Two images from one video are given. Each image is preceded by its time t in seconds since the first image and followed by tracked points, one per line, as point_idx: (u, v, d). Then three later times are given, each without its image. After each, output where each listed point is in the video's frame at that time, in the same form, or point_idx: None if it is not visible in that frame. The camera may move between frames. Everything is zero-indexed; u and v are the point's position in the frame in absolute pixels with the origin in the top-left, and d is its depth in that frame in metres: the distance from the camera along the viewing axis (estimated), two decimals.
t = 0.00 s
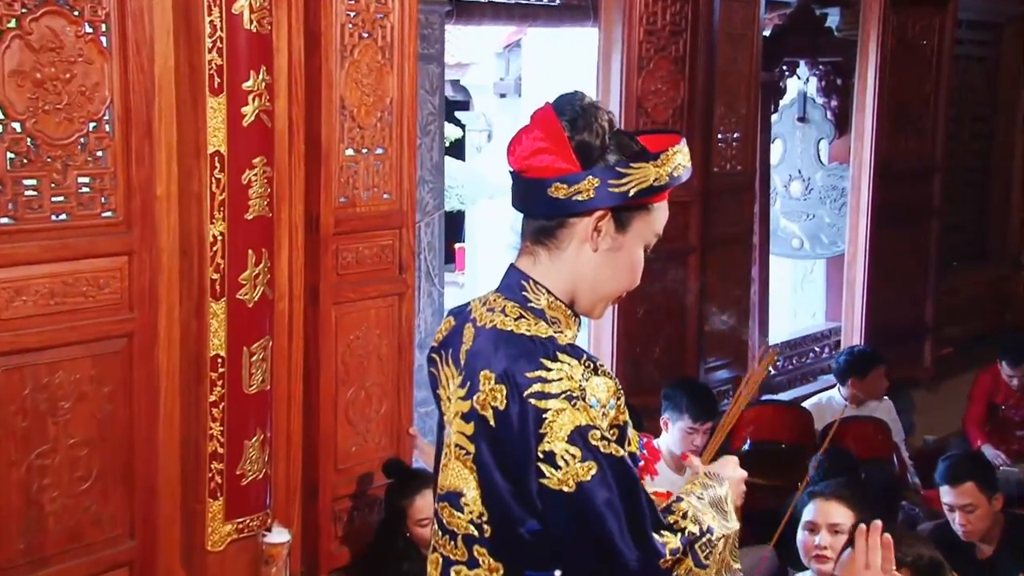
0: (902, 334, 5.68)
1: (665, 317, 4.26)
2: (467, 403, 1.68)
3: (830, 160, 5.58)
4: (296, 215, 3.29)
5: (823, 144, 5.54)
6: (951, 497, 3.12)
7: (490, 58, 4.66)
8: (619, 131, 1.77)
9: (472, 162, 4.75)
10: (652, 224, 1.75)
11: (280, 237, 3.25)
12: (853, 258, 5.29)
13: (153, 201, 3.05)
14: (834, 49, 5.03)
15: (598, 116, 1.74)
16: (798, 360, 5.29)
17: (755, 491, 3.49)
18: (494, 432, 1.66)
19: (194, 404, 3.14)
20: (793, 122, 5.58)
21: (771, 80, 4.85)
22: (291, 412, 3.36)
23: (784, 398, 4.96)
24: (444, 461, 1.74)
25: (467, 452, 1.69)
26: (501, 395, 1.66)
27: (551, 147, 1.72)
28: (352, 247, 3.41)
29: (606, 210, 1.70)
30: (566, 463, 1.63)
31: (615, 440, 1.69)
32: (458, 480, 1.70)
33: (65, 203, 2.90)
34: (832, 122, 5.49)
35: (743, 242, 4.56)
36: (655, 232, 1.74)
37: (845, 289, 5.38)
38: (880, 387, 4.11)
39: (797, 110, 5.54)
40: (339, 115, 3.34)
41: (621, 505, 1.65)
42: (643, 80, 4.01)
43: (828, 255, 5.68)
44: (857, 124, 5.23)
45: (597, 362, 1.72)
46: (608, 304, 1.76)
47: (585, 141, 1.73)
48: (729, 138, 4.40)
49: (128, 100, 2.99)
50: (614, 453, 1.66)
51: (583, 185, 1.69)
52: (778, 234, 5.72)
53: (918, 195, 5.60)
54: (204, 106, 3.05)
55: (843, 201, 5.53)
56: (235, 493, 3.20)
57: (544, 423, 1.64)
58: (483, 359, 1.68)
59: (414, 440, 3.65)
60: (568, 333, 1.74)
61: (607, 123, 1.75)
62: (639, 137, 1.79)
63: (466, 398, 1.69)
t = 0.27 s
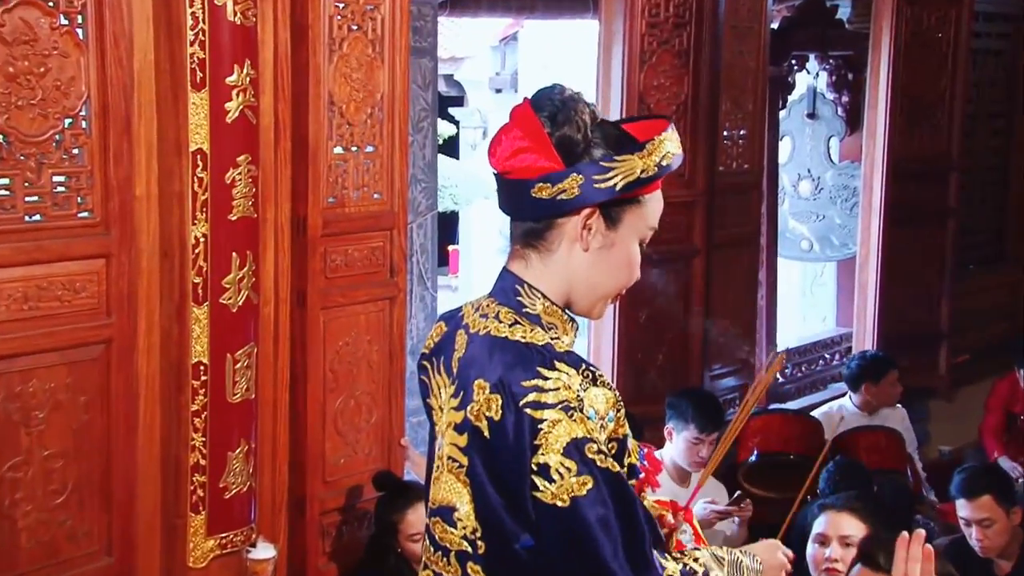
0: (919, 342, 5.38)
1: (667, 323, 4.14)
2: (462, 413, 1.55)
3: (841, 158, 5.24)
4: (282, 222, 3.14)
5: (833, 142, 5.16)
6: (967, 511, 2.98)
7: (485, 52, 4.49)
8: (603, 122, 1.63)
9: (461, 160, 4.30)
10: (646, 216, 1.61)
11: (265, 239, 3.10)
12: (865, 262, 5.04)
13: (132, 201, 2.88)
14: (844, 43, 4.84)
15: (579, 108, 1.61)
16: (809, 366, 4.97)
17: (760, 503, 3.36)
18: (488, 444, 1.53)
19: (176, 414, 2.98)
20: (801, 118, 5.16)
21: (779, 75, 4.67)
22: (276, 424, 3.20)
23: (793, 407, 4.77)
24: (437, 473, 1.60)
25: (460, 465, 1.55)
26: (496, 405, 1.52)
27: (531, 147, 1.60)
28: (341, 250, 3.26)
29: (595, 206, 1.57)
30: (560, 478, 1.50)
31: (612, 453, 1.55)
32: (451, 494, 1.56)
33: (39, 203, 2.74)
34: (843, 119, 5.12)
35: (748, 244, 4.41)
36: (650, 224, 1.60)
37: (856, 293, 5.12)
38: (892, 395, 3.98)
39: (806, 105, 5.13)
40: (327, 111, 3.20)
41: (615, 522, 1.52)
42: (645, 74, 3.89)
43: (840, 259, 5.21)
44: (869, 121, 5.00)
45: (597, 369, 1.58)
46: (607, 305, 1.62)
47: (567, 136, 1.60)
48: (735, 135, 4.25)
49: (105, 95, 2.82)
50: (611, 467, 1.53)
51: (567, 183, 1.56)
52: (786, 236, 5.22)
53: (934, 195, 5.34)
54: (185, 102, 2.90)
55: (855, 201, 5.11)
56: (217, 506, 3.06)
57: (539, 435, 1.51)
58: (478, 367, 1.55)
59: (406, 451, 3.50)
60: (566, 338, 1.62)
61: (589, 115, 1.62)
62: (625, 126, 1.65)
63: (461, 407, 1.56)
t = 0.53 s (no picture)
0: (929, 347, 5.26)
1: (667, 329, 4.02)
2: (443, 423, 1.48)
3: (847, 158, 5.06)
4: (266, 221, 3.00)
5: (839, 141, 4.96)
6: (980, 525, 2.87)
7: (477, 44, 3.97)
8: (572, 110, 1.51)
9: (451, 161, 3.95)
10: (629, 205, 1.48)
11: (249, 242, 2.97)
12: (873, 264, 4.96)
13: (110, 202, 2.72)
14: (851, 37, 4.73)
15: (541, 101, 1.49)
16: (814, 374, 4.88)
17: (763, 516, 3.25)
18: (470, 456, 1.44)
19: (156, 425, 2.84)
20: (806, 116, 4.94)
21: (784, 70, 4.57)
22: (260, 435, 3.05)
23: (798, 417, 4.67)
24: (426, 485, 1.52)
25: (443, 477, 1.48)
26: (477, 415, 1.44)
27: (495, 149, 1.50)
28: (327, 253, 3.14)
29: (570, 202, 1.47)
30: (541, 492, 1.40)
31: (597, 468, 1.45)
32: (435, 507, 1.49)
33: (12, 205, 2.59)
34: (850, 116, 4.93)
35: (751, 246, 4.29)
36: (632, 215, 1.48)
37: (864, 298, 5.04)
38: (900, 404, 3.88)
39: (812, 102, 4.91)
40: (313, 109, 3.08)
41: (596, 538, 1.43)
42: (643, 71, 3.80)
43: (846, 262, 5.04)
44: (876, 118, 4.91)
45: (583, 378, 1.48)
46: (605, 302, 1.51)
47: (533, 133, 1.48)
48: (738, 134, 4.13)
49: (80, 90, 2.67)
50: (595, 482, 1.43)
51: (535, 184, 1.46)
52: (791, 238, 4.99)
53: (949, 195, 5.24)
54: (165, 100, 2.77)
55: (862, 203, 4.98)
56: (198, 521, 2.94)
57: (520, 447, 1.41)
58: (462, 375, 1.47)
59: (396, 463, 3.38)
60: (560, 346, 1.52)
61: (554, 105, 1.49)
62: (597, 112, 1.52)
63: (443, 418, 1.48)
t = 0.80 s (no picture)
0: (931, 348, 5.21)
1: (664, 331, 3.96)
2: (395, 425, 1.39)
3: (849, 156, 5.00)
4: (254, 221, 2.93)
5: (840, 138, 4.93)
6: (983, 532, 2.80)
7: (468, 36, 3.67)
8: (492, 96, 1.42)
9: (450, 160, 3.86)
10: (564, 180, 1.36)
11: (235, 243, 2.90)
12: (875, 266, 4.87)
13: (91, 200, 2.63)
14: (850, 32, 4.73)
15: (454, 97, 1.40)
16: (815, 377, 4.82)
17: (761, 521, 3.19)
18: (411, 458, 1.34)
19: (139, 430, 2.75)
20: (806, 113, 4.91)
21: (783, 66, 4.50)
22: (247, 440, 2.98)
23: (799, 420, 4.61)
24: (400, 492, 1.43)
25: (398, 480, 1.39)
26: (415, 414, 1.34)
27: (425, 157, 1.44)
28: (315, 254, 3.07)
29: (498, 192, 1.38)
30: (462, 495, 1.29)
31: (533, 475, 1.31)
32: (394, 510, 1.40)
33: None
34: (851, 113, 4.91)
35: (750, 246, 4.22)
36: (568, 188, 1.35)
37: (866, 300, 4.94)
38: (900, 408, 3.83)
39: (812, 99, 4.88)
40: (301, 106, 3.01)
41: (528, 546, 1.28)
42: (639, 66, 3.73)
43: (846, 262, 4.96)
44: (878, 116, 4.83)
45: (521, 377, 1.35)
46: (581, 291, 1.37)
47: (450, 131, 1.40)
48: (736, 131, 4.06)
49: (61, 85, 2.57)
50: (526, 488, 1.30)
51: (457, 182, 1.39)
52: (790, 237, 4.93)
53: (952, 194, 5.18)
54: (149, 96, 2.66)
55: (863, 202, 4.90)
56: (183, 528, 2.83)
57: (445, 447, 1.30)
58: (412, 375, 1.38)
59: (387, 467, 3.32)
60: (531, 352, 1.40)
61: (466, 96, 1.40)
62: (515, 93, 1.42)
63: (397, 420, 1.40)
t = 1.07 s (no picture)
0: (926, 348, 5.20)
1: (658, 331, 3.94)
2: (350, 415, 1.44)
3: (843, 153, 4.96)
4: (243, 218, 2.91)
5: (834, 135, 4.91)
6: (978, 532, 2.80)
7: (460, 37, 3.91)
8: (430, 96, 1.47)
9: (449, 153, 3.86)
10: (505, 172, 1.40)
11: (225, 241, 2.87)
12: (869, 264, 4.85)
13: (79, 198, 2.61)
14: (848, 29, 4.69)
15: (396, 106, 1.47)
16: (809, 376, 4.82)
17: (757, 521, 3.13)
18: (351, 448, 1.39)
19: (128, 430, 2.72)
20: (800, 111, 4.91)
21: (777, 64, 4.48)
22: (238, 440, 2.97)
23: (793, 419, 4.61)
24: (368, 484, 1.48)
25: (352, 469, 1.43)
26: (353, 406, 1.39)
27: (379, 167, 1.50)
28: (306, 252, 3.05)
29: (444, 191, 1.43)
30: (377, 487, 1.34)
31: (453, 473, 1.33)
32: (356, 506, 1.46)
33: None
34: (845, 111, 4.89)
35: (745, 244, 4.20)
36: (509, 179, 1.40)
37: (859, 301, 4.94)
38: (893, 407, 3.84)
39: (805, 97, 4.87)
40: (291, 104, 2.99)
41: (431, 541, 1.33)
42: (633, 64, 3.71)
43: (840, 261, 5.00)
44: (873, 113, 4.77)
45: (448, 373, 1.38)
46: (540, 279, 1.40)
47: (393, 138, 1.46)
48: (730, 129, 4.05)
49: (48, 82, 2.54)
50: (440, 488, 1.33)
51: (405, 185, 1.45)
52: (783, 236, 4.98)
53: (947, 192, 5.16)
54: (138, 93, 2.63)
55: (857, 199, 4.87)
56: (173, 528, 2.80)
57: (368, 441, 1.35)
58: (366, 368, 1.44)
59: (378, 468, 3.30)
60: (492, 348, 1.44)
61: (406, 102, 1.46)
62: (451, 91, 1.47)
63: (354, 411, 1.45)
